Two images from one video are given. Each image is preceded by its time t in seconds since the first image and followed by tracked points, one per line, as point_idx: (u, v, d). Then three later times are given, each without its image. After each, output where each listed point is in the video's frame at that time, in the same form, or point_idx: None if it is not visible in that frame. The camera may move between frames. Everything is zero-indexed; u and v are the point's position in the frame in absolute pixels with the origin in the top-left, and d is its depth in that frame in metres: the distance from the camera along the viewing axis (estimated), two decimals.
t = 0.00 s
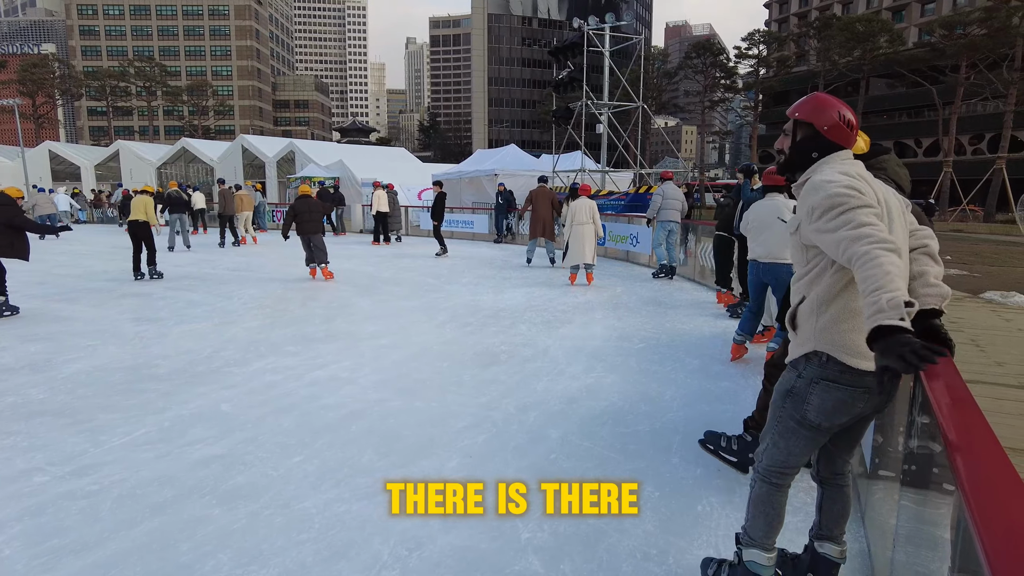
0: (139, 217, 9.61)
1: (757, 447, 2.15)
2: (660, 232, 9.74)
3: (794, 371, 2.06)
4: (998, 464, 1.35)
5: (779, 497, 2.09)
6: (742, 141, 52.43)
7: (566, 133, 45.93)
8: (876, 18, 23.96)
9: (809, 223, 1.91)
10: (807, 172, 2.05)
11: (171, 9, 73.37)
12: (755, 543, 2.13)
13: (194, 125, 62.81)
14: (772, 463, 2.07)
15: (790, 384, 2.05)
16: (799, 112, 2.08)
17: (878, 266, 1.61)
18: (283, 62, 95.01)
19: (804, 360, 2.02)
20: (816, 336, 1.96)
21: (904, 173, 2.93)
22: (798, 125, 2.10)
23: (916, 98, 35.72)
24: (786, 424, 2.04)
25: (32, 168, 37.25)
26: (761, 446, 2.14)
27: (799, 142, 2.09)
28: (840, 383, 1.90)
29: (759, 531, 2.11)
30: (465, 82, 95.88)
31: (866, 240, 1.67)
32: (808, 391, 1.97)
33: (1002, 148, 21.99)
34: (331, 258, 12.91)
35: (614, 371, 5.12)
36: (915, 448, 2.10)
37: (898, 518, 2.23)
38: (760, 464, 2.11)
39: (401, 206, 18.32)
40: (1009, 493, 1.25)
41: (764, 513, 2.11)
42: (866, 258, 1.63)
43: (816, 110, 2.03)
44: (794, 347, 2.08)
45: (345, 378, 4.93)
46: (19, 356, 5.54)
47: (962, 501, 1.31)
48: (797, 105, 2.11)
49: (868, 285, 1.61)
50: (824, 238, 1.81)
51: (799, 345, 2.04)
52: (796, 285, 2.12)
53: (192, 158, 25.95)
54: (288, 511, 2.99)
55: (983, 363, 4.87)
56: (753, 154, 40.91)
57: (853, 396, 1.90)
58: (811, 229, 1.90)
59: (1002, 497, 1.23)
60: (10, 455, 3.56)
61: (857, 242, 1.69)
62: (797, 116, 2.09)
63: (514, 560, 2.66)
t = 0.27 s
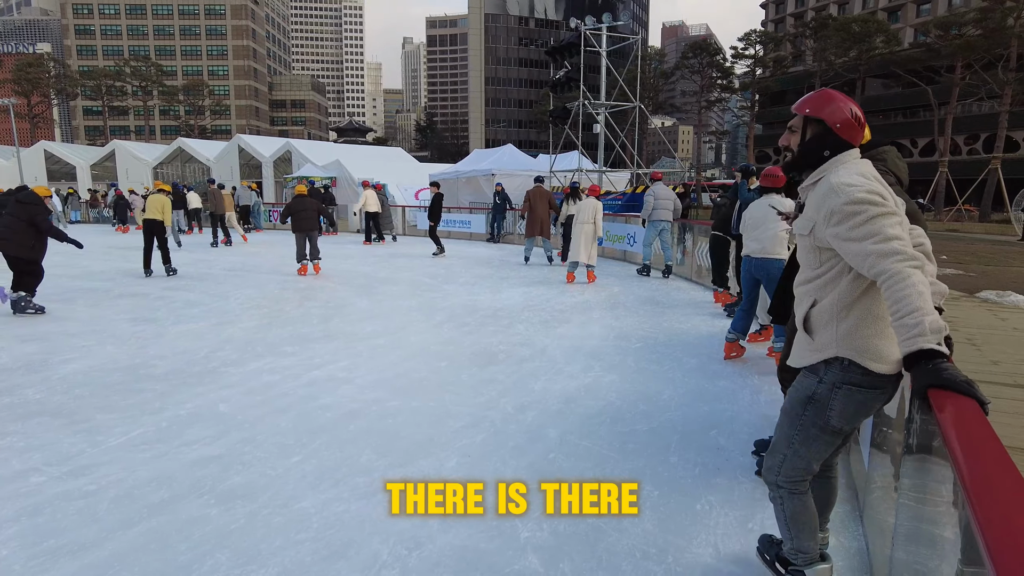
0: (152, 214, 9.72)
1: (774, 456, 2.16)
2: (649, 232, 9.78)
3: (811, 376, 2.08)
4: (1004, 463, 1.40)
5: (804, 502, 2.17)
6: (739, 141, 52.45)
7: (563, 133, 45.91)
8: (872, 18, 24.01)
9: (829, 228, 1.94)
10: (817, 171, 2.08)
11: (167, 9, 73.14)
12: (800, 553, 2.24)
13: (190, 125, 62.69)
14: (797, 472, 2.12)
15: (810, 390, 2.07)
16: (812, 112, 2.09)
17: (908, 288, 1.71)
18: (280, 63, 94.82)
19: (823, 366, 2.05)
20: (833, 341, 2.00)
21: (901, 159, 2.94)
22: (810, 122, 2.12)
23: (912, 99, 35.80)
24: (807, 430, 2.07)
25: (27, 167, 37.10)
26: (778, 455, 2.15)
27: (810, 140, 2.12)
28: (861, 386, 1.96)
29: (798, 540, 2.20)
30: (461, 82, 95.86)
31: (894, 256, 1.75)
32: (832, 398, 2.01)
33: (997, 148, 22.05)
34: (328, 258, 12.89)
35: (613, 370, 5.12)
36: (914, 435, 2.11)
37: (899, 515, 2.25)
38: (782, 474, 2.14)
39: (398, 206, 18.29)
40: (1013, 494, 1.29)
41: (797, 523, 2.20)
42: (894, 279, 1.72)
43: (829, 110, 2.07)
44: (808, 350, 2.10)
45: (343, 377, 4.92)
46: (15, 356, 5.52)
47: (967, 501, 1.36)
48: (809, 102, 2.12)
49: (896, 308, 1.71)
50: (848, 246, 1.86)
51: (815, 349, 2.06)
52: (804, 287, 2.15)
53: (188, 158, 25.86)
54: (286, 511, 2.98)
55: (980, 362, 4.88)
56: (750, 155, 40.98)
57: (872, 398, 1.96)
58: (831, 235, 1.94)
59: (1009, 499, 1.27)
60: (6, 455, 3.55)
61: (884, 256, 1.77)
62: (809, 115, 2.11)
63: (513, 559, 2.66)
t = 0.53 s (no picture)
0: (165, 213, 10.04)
1: (782, 472, 2.19)
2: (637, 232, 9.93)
3: (812, 387, 2.10)
4: (990, 461, 1.43)
5: (819, 515, 2.19)
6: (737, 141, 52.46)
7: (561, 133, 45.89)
8: (870, 19, 24.04)
9: (835, 236, 1.93)
10: (813, 178, 2.07)
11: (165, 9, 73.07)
12: (819, 566, 2.21)
13: (188, 125, 62.77)
14: (808, 486, 2.14)
15: (811, 402, 2.09)
16: (806, 116, 2.07)
17: (918, 298, 1.71)
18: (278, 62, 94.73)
19: (822, 375, 2.07)
20: (838, 349, 2.01)
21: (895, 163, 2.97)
22: (804, 127, 2.09)
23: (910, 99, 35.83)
24: (814, 442, 2.10)
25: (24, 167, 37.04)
26: (786, 471, 2.18)
27: (803, 146, 2.10)
28: (864, 393, 2.00)
29: (817, 557, 2.18)
30: (459, 82, 95.85)
31: (905, 266, 1.75)
32: (836, 408, 2.03)
33: (994, 149, 22.11)
34: (326, 259, 12.88)
35: (610, 371, 5.13)
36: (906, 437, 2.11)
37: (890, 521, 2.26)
38: (795, 490, 2.16)
39: (396, 206, 18.29)
40: (999, 491, 1.32)
41: (813, 537, 2.19)
42: (906, 289, 1.73)
43: (825, 114, 2.05)
44: (808, 360, 2.10)
45: (340, 378, 4.93)
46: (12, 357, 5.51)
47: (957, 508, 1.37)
48: (803, 105, 2.10)
49: (904, 318, 1.72)
50: (859, 256, 1.85)
51: (818, 360, 2.06)
52: (802, 294, 2.13)
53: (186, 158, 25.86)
54: (283, 512, 2.99)
55: (975, 362, 4.90)
56: (748, 154, 41.01)
57: (872, 405, 2.02)
58: (838, 243, 1.92)
59: (999, 498, 1.29)
60: (3, 456, 3.55)
61: (899, 265, 1.77)
62: (804, 119, 2.08)
63: (510, 559, 2.67)
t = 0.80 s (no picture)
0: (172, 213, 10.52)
1: (790, 473, 2.20)
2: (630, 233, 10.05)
3: (816, 387, 2.10)
4: (990, 461, 1.42)
5: (827, 518, 2.20)
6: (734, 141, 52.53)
7: (559, 133, 45.90)
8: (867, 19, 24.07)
9: (848, 229, 1.94)
10: (827, 170, 2.09)
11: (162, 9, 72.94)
12: (823, 568, 2.20)
13: (185, 125, 62.71)
14: (816, 487, 2.15)
15: (816, 402, 2.10)
16: (822, 106, 2.08)
17: (925, 297, 1.74)
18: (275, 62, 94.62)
19: (826, 374, 2.07)
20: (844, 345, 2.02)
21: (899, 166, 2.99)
22: (821, 118, 2.10)
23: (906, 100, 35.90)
24: (821, 442, 2.10)
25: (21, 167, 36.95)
26: (794, 472, 2.19)
27: (819, 137, 2.11)
28: (869, 392, 2.02)
29: (823, 559, 2.18)
30: (457, 82, 95.87)
31: (915, 265, 1.78)
32: (841, 407, 2.04)
33: (990, 149, 22.18)
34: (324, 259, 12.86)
35: (609, 370, 5.13)
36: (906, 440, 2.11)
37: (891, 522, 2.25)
38: (804, 492, 2.17)
39: (394, 206, 18.27)
40: (999, 492, 1.31)
41: (820, 539, 2.19)
42: (914, 287, 1.75)
43: (841, 107, 2.07)
44: (813, 357, 2.11)
45: (339, 378, 4.92)
46: (9, 358, 5.49)
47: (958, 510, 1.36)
48: (820, 96, 2.11)
49: (909, 315, 1.74)
50: (871, 251, 1.86)
51: (823, 356, 2.06)
52: (808, 289, 2.15)
53: (184, 159, 25.83)
54: (282, 513, 2.98)
55: (973, 362, 4.91)
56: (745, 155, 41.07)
57: (876, 403, 2.03)
58: (850, 236, 1.94)
59: (996, 497, 1.29)
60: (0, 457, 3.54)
61: (910, 263, 1.79)
62: (821, 109, 2.09)
63: (510, 559, 2.66)
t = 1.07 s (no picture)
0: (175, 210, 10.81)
1: (787, 472, 2.21)
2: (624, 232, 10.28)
3: (812, 386, 2.11)
4: (977, 464, 1.43)
5: (819, 517, 2.22)
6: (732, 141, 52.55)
7: (557, 133, 45.93)
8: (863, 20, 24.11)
9: (856, 223, 1.96)
10: (840, 166, 2.10)
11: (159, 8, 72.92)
12: (813, 566, 2.24)
13: (182, 125, 62.64)
14: (812, 486, 2.17)
15: (813, 401, 2.11)
16: (842, 102, 2.09)
17: (922, 296, 1.76)
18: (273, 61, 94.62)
19: (826, 372, 2.07)
20: (843, 343, 2.03)
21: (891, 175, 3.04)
22: (839, 115, 2.12)
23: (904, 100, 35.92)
24: (818, 441, 2.12)
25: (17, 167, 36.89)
26: (791, 471, 2.20)
27: (836, 133, 2.12)
28: (865, 393, 2.04)
29: (811, 557, 2.21)
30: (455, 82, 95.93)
31: (915, 264, 1.80)
32: (838, 407, 2.05)
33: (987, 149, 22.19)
34: (321, 258, 12.88)
35: (605, 370, 5.15)
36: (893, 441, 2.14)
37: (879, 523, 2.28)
38: (799, 490, 2.18)
39: (391, 206, 18.28)
40: (986, 495, 1.31)
41: (812, 538, 2.22)
42: (912, 286, 1.77)
43: (859, 107, 2.09)
44: (810, 353, 2.11)
45: (335, 378, 4.93)
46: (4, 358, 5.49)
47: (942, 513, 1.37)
48: (840, 93, 2.13)
49: (905, 313, 1.75)
50: (876, 247, 1.88)
51: (821, 352, 2.07)
52: (812, 284, 2.15)
53: (181, 158, 25.82)
54: (278, 512, 2.99)
55: (966, 361, 4.93)
56: (742, 155, 41.11)
57: (873, 402, 2.06)
58: (857, 232, 1.95)
59: (984, 498, 1.30)
60: None
61: (911, 262, 1.81)
62: (840, 106, 2.10)
63: (504, 558, 2.68)
